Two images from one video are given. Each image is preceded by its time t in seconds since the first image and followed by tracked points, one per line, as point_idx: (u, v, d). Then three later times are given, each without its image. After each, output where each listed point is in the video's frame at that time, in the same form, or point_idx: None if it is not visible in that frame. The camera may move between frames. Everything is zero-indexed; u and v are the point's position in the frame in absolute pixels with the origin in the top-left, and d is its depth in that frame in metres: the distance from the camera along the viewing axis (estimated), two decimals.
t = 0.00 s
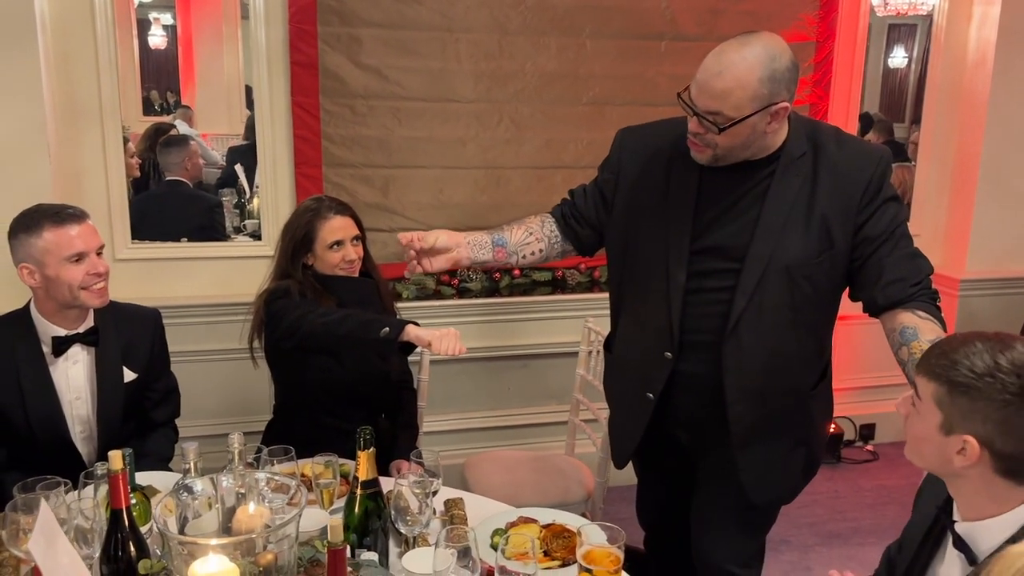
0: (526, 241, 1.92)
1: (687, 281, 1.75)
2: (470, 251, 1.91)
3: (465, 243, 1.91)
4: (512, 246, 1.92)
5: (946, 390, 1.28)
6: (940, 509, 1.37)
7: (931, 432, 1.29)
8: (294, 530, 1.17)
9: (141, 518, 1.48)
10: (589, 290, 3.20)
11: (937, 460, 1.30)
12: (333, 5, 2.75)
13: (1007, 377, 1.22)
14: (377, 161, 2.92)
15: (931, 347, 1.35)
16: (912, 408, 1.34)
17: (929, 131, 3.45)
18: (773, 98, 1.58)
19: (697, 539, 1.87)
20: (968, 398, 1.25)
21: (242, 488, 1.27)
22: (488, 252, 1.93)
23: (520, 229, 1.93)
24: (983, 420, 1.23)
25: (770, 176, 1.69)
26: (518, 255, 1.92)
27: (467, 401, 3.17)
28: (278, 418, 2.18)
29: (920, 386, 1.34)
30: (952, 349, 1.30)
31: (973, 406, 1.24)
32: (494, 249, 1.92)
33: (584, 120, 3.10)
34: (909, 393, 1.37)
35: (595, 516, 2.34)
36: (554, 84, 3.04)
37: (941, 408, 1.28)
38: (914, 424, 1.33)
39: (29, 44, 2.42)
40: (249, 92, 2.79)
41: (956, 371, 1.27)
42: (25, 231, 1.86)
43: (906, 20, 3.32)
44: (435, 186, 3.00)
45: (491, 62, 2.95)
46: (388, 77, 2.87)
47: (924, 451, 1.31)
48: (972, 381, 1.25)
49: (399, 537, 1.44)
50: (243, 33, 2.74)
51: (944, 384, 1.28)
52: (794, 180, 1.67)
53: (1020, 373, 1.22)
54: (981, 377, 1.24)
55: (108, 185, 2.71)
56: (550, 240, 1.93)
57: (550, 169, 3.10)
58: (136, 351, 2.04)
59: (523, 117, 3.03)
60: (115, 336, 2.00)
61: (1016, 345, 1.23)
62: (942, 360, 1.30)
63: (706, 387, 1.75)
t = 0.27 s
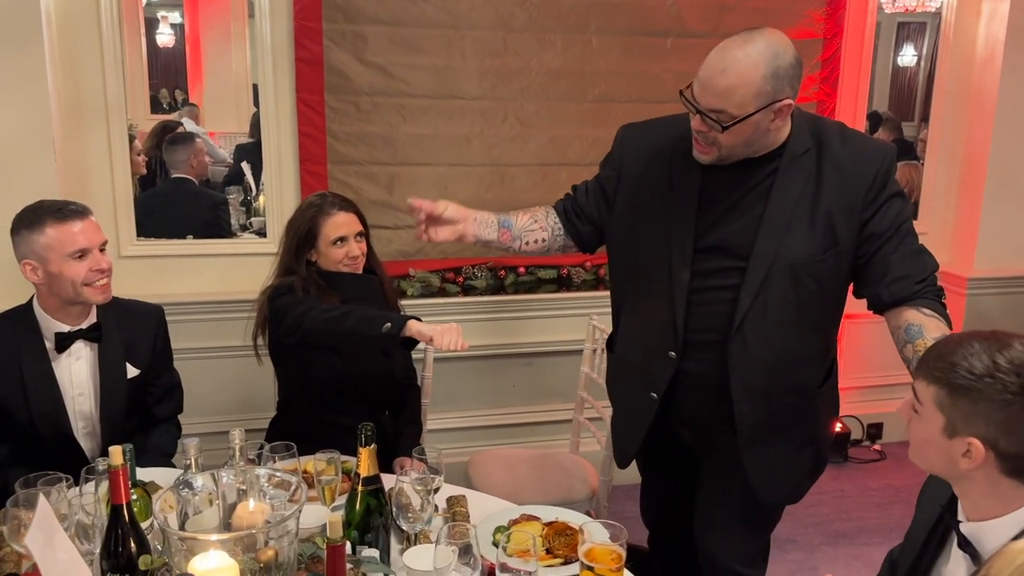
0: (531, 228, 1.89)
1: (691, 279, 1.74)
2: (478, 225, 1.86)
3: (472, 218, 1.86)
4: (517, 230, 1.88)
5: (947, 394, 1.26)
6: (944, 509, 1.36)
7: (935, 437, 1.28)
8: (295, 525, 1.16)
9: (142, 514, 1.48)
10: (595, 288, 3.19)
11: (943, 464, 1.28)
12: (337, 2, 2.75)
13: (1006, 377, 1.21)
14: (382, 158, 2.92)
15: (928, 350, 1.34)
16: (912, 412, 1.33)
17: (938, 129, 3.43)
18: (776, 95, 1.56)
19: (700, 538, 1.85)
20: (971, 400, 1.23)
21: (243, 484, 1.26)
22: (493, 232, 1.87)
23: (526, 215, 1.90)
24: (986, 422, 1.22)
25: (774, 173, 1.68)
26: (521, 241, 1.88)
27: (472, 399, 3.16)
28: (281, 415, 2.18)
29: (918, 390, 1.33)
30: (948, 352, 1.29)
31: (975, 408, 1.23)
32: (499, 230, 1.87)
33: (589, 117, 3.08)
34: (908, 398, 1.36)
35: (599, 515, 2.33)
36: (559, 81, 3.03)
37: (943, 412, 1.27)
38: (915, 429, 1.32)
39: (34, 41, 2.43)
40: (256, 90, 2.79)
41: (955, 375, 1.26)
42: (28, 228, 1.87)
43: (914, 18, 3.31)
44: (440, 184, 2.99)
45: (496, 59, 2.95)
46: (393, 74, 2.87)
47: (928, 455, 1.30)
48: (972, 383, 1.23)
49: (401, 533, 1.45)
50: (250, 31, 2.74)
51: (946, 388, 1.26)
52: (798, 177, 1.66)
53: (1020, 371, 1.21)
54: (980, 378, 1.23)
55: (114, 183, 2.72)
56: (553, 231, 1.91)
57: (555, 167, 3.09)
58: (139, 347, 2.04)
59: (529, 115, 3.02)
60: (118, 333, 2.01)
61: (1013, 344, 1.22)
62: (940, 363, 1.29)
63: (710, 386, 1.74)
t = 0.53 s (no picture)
0: (540, 235, 1.89)
1: (696, 276, 1.73)
2: (486, 239, 1.86)
3: (479, 232, 1.86)
4: (525, 239, 1.89)
5: (953, 400, 1.26)
6: (949, 512, 1.35)
7: (943, 441, 1.27)
8: (301, 523, 1.15)
9: (148, 510, 1.49)
10: (601, 287, 3.19)
11: (955, 470, 1.27)
12: (345, 1, 2.75)
13: (1010, 375, 1.22)
14: (388, 156, 2.92)
15: (926, 355, 1.34)
16: (916, 421, 1.32)
17: (947, 129, 3.41)
18: (783, 91, 1.55)
19: (706, 538, 1.85)
20: (979, 402, 1.23)
21: (249, 481, 1.27)
22: (501, 244, 1.88)
23: (534, 223, 1.90)
24: (995, 423, 1.21)
25: (781, 170, 1.67)
26: (530, 250, 1.89)
27: (478, 398, 3.16)
28: (287, 413, 2.18)
29: (917, 398, 1.32)
30: (947, 356, 1.29)
31: (983, 410, 1.22)
32: (507, 241, 1.88)
33: (596, 116, 3.08)
34: (909, 408, 1.35)
35: (605, 514, 2.33)
36: (566, 80, 3.02)
37: (949, 417, 1.26)
38: (921, 435, 1.31)
39: (42, 39, 2.44)
40: (264, 90, 2.79)
41: (959, 379, 1.25)
42: (34, 224, 1.89)
43: (923, 17, 3.29)
44: (446, 183, 2.99)
45: (503, 58, 2.94)
46: (400, 73, 2.87)
47: (937, 460, 1.29)
48: (978, 385, 1.23)
49: (406, 531, 1.48)
50: (258, 30, 2.75)
51: (952, 393, 1.26)
52: (805, 174, 1.65)
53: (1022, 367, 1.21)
54: (985, 379, 1.23)
55: (122, 180, 2.72)
56: (563, 236, 1.91)
57: (562, 166, 3.09)
58: (145, 344, 2.06)
59: (536, 113, 3.02)
60: (125, 329, 2.02)
61: (1011, 342, 1.23)
62: (941, 367, 1.28)
63: (716, 384, 1.73)
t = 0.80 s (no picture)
0: (550, 225, 1.89)
1: (706, 276, 1.73)
2: (499, 219, 1.84)
3: (493, 212, 1.84)
4: (536, 226, 1.88)
5: (961, 401, 1.25)
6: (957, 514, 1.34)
7: (952, 444, 1.26)
8: (308, 521, 1.16)
9: (156, 509, 1.49)
10: (608, 287, 3.19)
11: (966, 473, 1.26)
12: (352, 1, 2.76)
13: (1018, 374, 1.22)
14: (396, 156, 2.92)
15: (930, 359, 1.34)
16: (923, 425, 1.32)
17: (956, 129, 3.39)
18: (792, 89, 1.55)
19: (714, 538, 1.84)
20: (988, 402, 1.22)
21: (257, 480, 1.27)
22: (512, 227, 1.86)
23: (545, 212, 1.89)
24: (1005, 423, 1.21)
25: (790, 169, 1.67)
26: (540, 237, 1.88)
27: (484, 398, 3.16)
28: (294, 412, 2.19)
29: (923, 402, 1.32)
30: (953, 358, 1.29)
31: (992, 410, 1.22)
32: (518, 225, 1.86)
33: (604, 116, 3.08)
34: (915, 413, 1.35)
35: (612, 514, 2.33)
36: (573, 80, 3.02)
37: (958, 419, 1.25)
38: (929, 439, 1.30)
39: (52, 39, 2.45)
40: (272, 90, 2.80)
41: (966, 380, 1.25)
42: (40, 221, 1.91)
43: (932, 17, 3.28)
44: (454, 183, 3.00)
45: (511, 58, 2.94)
46: (408, 73, 2.87)
47: (946, 463, 1.28)
48: (987, 385, 1.23)
49: (413, 531, 1.47)
50: (266, 31, 2.76)
51: (960, 395, 1.25)
52: (814, 173, 1.65)
53: None
54: (993, 378, 1.23)
55: (130, 180, 2.74)
56: (571, 228, 1.90)
57: (569, 166, 3.08)
58: (153, 342, 2.07)
59: (543, 114, 3.02)
60: (133, 328, 2.03)
61: (1017, 342, 1.23)
62: (948, 370, 1.28)
63: (725, 384, 1.73)
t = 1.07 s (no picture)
0: (566, 219, 1.88)
1: (712, 274, 1.73)
2: (518, 208, 1.84)
3: (513, 199, 1.84)
4: (553, 218, 1.87)
5: (966, 401, 1.25)
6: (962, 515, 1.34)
7: (958, 444, 1.26)
8: (314, 520, 1.16)
9: (163, 507, 1.50)
10: (614, 287, 3.19)
11: (973, 473, 1.26)
12: (358, 2, 2.77)
13: None
14: (401, 156, 2.93)
15: (934, 360, 1.34)
16: (928, 426, 1.32)
17: (961, 130, 3.38)
18: (800, 87, 1.55)
19: (719, 538, 1.84)
20: (994, 401, 1.22)
21: (263, 479, 1.28)
22: (530, 216, 1.85)
23: (562, 206, 1.89)
24: (1010, 423, 1.21)
25: (797, 168, 1.67)
26: (556, 230, 1.87)
27: (489, 398, 3.16)
28: (300, 411, 2.19)
29: (927, 403, 1.32)
30: (957, 359, 1.29)
31: (997, 410, 1.22)
32: (536, 215, 1.85)
33: (609, 117, 3.08)
34: (920, 415, 1.35)
35: (617, 514, 2.33)
36: (579, 80, 3.02)
37: (963, 419, 1.25)
38: (934, 440, 1.30)
39: (60, 40, 2.46)
40: (277, 91, 2.81)
41: (971, 380, 1.25)
42: (46, 223, 1.92)
43: (939, 17, 3.27)
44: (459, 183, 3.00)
45: (516, 58, 2.95)
46: (414, 74, 2.88)
47: (952, 463, 1.28)
48: (992, 385, 1.23)
49: (418, 529, 1.49)
50: (272, 31, 2.77)
51: (965, 394, 1.25)
52: (821, 172, 1.65)
53: None
54: (998, 378, 1.23)
55: (137, 180, 2.75)
56: (584, 226, 1.89)
57: (574, 166, 3.09)
58: (160, 342, 2.08)
59: (548, 114, 3.02)
60: (140, 327, 2.04)
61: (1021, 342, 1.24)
62: (952, 370, 1.28)
63: (731, 383, 1.73)
